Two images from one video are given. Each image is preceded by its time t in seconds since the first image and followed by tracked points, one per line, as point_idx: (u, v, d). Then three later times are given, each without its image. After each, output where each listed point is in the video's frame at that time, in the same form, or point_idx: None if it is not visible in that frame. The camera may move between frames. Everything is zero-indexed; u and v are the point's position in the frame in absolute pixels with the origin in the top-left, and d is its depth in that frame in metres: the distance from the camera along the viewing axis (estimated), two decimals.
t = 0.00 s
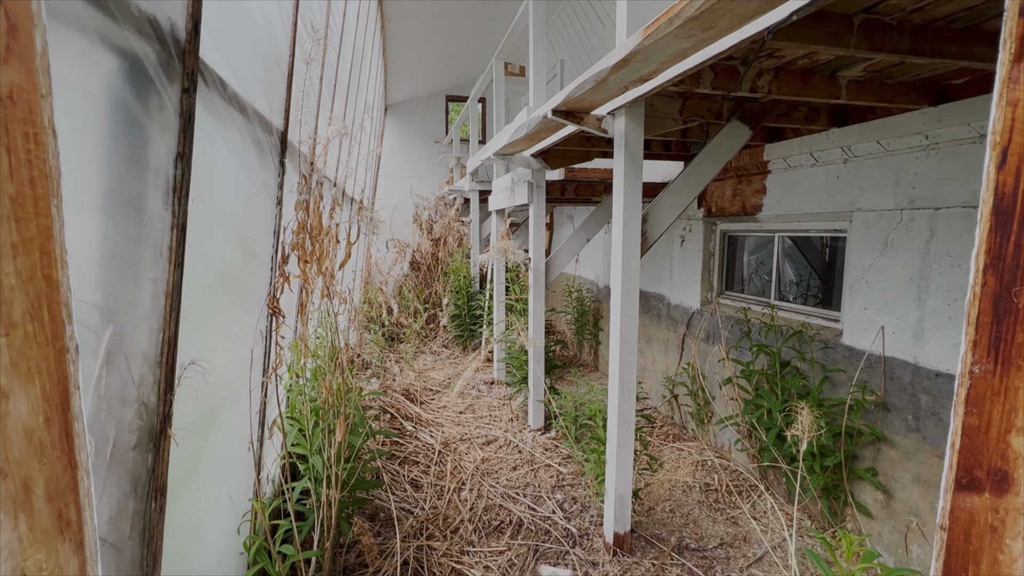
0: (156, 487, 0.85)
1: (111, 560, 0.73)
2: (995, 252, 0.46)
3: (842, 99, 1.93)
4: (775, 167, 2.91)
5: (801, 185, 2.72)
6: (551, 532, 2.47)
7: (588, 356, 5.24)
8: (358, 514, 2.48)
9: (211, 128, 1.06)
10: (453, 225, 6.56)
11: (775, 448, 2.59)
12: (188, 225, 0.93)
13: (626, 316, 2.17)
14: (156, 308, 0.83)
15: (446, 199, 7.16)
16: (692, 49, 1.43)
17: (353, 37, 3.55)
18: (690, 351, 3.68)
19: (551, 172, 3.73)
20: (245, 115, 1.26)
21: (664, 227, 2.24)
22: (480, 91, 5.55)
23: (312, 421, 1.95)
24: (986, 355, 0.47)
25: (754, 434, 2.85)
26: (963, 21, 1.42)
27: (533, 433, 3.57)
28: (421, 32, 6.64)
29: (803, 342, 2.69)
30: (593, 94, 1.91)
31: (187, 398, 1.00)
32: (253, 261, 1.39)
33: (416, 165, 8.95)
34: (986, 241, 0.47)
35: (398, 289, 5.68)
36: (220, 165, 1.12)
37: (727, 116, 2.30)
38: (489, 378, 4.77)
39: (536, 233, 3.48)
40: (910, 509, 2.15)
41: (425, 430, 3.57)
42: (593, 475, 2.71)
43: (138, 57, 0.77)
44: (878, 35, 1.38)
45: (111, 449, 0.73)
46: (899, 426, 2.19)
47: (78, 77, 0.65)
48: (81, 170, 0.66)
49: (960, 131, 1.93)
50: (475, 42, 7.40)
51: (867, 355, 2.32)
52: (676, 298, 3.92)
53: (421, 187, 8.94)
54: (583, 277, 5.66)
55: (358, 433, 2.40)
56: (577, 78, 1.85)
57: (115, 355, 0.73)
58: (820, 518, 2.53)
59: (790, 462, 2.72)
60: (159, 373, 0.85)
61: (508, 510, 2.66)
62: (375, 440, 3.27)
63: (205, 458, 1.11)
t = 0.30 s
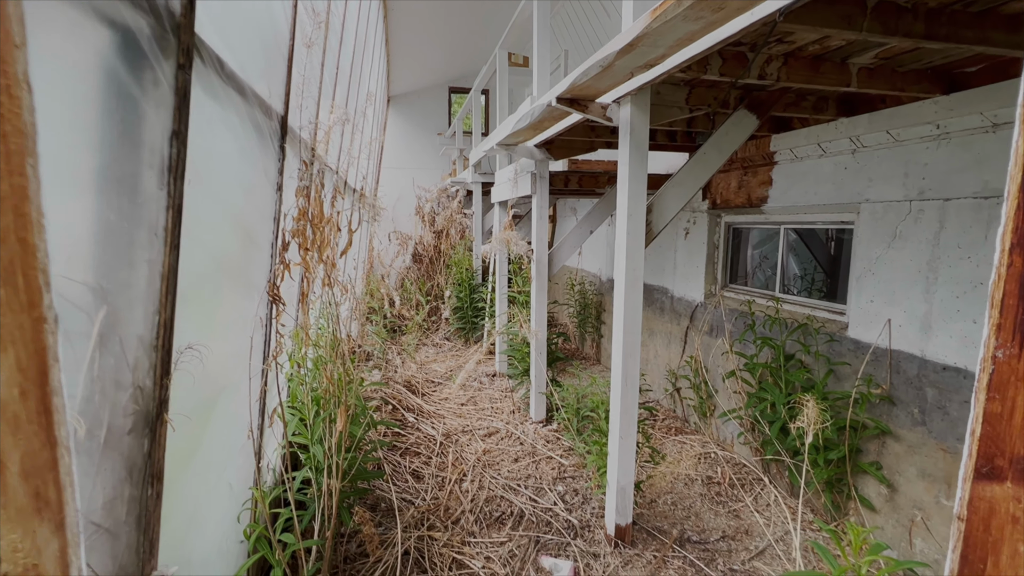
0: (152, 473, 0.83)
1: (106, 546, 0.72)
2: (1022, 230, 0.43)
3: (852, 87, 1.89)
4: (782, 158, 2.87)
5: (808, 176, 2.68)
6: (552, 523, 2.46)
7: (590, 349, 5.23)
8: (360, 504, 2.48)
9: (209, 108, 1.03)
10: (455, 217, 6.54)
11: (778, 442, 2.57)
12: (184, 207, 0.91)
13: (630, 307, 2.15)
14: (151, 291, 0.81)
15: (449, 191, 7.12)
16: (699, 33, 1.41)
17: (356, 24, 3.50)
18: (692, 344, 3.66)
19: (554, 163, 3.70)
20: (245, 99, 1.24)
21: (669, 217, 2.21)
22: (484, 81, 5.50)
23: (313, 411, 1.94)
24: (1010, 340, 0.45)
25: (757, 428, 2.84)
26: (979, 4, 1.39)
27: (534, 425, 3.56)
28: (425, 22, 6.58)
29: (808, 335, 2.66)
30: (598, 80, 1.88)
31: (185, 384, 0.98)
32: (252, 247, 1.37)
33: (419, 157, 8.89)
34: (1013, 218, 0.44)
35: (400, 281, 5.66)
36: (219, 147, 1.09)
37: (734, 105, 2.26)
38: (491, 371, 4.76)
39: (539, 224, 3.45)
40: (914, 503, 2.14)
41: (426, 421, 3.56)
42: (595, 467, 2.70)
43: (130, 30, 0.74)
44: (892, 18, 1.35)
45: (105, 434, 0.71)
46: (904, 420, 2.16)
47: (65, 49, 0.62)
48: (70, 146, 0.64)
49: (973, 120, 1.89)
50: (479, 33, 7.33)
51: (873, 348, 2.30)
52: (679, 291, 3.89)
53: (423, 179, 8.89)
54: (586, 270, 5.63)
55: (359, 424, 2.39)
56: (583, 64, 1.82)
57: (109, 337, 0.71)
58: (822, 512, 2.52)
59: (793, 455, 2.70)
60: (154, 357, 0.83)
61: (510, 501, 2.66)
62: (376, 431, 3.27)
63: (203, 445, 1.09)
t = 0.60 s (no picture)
0: (118, 477, 0.78)
1: (64, 555, 0.70)
2: None
3: (862, 78, 1.82)
4: (788, 152, 2.80)
5: (815, 170, 2.62)
6: (549, 523, 2.42)
7: (591, 345, 5.18)
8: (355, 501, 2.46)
9: (183, 92, 0.97)
10: (456, 211, 6.49)
11: (781, 442, 2.53)
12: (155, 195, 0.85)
13: (630, 304, 2.09)
14: (115, 284, 0.76)
15: (450, 184, 7.06)
16: (704, 17, 1.36)
17: (354, 14, 3.44)
18: (695, 342, 3.61)
19: (555, 156, 3.64)
20: (225, 84, 1.18)
21: (671, 212, 2.15)
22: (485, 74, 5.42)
23: (305, 407, 1.90)
24: None
25: (759, 427, 2.79)
26: None
27: (534, 422, 3.52)
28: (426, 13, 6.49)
29: (813, 333, 2.60)
30: (598, 69, 1.81)
31: (155, 384, 0.93)
32: (237, 240, 1.32)
33: (422, 150, 8.79)
34: None
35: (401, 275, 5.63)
36: (196, 134, 1.04)
37: (740, 96, 2.20)
38: (491, 366, 4.73)
39: (539, 218, 3.40)
40: (920, 506, 2.08)
41: (425, 417, 3.53)
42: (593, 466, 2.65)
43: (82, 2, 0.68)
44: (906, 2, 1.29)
45: (60, 437, 0.67)
46: (911, 421, 2.11)
47: None
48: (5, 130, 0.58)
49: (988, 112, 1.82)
50: (481, 25, 7.23)
51: (880, 347, 2.24)
52: (681, 287, 3.84)
53: (425, 172, 8.81)
54: (588, 266, 5.58)
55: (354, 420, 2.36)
56: (582, 53, 1.77)
57: (63, 334, 0.67)
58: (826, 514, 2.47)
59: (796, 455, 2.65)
60: (121, 356, 0.78)
61: (507, 500, 2.62)
62: (373, 427, 3.24)
63: (178, 447, 1.05)
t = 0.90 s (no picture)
0: (35, 486, 0.74)
1: None
2: None
3: (879, 59, 1.71)
4: (797, 142, 2.68)
5: (825, 161, 2.50)
6: (544, 528, 2.33)
7: (593, 343, 5.07)
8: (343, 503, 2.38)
9: (122, 60, 0.88)
10: (456, 206, 6.38)
11: (787, 445, 2.42)
12: (73, 173, 0.78)
13: (629, 300, 1.99)
14: (26, 274, 0.71)
15: (451, 179, 6.95)
16: None
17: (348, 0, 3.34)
18: (698, 340, 3.50)
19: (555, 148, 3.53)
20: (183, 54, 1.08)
21: (673, 204, 2.04)
22: (486, 65, 5.30)
23: (286, 407, 1.82)
24: None
25: (765, 429, 2.69)
26: None
27: (531, 422, 3.42)
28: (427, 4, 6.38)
29: (822, 332, 2.48)
30: (595, 48, 1.70)
31: (87, 382, 0.84)
32: (201, 228, 1.23)
33: (423, 144, 8.70)
34: None
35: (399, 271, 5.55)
36: (142, 109, 0.95)
37: (747, 81, 2.08)
38: (490, 364, 4.63)
39: (538, 212, 3.29)
40: (935, 515, 1.97)
41: (419, 416, 3.45)
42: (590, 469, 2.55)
43: None
44: None
45: None
46: (926, 425, 1.99)
47: None
48: None
49: (1013, 95, 1.69)
50: (484, 17, 7.11)
51: (894, 347, 2.12)
52: (685, 283, 3.72)
53: (427, 167, 8.71)
54: (590, 262, 5.47)
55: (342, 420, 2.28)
56: (578, 31, 1.67)
57: None
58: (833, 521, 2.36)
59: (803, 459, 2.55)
60: (32, 353, 0.73)
61: (500, 503, 2.53)
62: (366, 425, 3.16)
63: (123, 451, 0.96)
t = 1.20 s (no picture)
0: None
1: None
2: None
3: (892, 46, 1.59)
4: (804, 138, 2.56)
5: (833, 157, 2.38)
6: (534, 541, 2.22)
7: (593, 344, 4.96)
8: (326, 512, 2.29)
9: (25, 36, 0.78)
10: (456, 204, 6.28)
11: (790, 456, 2.30)
12: None
13: (623, 304, 1.88)
14: None
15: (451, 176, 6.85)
16: None
17: None
18: (700, 343, 3.39)
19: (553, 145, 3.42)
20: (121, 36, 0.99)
21: (671, 202, 1.93)
22: (485, 61, 5.20)
23: (260, 415, 1.73)
24: None
25: (768, 438, 2.57)
26: None
27: (526, 427, 3.32)
28: None
29: (828, 337, 2.36)
30: (586, 34, 1.60)
31: None
32: (149, 227, 1.13)
33: (424, 142, 8.61)
34: None
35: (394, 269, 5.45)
36: (62, 94, 0.86)
37: (750, 72, 1.97)
38: (487, 365, 4.53)
39: (534, 210, 3.19)
40: (948, 534, 1.85)
41: (412, 419, 3.35)
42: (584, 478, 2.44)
43: None
44: None
45: None
46: (939, 438, 1.87)
47: None
48: None
49: None
50: (485, 13, 7.00)
51: (905, 354, 2.00)
52: (687, 284, 3.60)
53: (427, 165, 8.61)
54: (591, 261, 5.36)
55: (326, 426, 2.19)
56: (566, 16, 1.57)
57: None
58: (839, 536, 2.24)
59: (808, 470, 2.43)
60: None
61: (490, 513, 2.43)
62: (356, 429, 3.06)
63: (42, 474, 0.86)
